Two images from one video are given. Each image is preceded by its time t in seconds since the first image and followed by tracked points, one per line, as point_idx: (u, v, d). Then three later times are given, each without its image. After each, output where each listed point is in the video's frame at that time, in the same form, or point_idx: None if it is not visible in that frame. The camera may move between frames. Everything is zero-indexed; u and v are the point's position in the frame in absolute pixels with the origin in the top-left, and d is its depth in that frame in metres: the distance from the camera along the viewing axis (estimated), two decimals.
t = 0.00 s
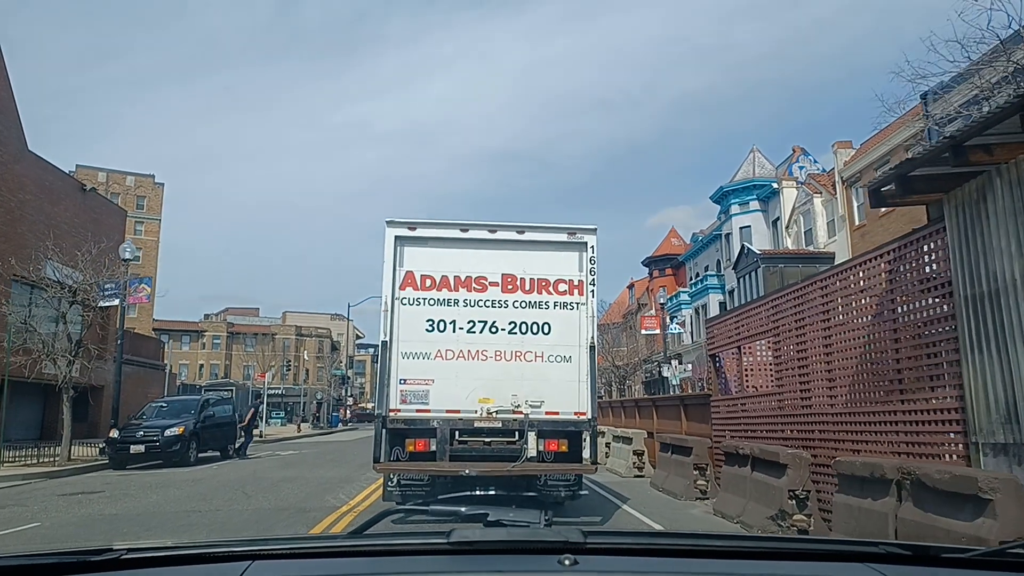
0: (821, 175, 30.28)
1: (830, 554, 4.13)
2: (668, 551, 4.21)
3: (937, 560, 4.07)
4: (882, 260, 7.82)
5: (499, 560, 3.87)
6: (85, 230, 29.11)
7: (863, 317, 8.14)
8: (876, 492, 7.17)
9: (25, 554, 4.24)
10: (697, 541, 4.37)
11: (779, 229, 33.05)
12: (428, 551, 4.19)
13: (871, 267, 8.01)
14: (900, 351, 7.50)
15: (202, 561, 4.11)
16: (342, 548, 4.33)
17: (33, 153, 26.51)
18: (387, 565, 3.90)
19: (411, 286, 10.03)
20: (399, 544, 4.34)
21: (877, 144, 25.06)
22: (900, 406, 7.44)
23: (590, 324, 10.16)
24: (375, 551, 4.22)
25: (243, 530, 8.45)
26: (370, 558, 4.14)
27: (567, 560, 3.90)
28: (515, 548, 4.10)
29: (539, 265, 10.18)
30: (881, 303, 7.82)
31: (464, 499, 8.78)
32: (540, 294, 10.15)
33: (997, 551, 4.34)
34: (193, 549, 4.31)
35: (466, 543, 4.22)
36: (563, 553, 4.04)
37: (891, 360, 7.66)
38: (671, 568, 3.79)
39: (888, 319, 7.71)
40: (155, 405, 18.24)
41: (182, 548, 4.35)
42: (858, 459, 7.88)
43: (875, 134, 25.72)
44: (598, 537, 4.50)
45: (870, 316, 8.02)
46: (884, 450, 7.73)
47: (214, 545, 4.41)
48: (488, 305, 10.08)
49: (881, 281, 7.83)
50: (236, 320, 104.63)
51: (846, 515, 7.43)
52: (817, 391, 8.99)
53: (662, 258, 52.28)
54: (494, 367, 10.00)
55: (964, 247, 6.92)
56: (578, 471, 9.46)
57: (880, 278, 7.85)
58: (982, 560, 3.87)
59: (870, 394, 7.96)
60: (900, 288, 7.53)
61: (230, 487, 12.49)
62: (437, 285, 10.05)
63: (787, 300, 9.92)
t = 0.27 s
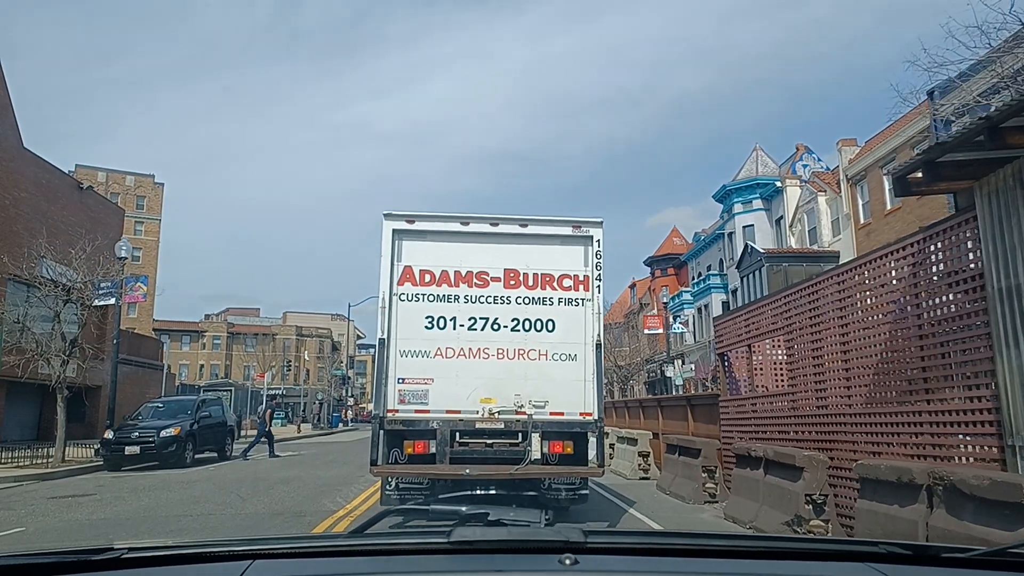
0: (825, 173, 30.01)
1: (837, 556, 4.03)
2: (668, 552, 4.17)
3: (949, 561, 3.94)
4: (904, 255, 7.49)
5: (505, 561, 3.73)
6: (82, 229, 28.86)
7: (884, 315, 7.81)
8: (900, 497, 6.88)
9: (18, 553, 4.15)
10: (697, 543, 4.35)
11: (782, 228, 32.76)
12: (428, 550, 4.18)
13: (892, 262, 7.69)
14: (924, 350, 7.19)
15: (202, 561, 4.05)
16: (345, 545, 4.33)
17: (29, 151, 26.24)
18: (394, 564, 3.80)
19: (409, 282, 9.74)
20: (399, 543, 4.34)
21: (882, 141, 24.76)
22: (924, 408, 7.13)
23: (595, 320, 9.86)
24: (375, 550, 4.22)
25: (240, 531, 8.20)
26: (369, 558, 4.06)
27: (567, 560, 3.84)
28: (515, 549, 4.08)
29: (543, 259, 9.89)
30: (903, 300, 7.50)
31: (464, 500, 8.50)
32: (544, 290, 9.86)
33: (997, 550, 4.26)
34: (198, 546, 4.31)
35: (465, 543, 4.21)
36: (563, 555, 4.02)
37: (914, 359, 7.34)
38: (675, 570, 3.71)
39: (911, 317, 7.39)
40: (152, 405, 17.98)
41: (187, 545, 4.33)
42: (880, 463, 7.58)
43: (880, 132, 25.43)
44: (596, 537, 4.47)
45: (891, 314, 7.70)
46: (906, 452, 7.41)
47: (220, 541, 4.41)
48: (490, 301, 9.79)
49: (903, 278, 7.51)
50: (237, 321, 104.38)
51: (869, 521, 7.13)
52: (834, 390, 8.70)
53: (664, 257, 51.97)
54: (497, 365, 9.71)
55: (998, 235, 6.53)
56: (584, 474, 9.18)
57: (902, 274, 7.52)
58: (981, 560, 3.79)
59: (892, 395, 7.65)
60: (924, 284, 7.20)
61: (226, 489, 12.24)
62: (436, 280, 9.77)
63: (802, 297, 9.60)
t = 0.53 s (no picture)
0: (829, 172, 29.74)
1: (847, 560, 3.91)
2: (671, 553, 4.02)
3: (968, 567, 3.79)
4: (924, 248, 7.26)
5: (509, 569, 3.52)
6: (78, 226, 28.62)
7: (902, 311, 7.58)
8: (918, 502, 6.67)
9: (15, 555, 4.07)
10: (703, 545, 4.18)
11: (785, 227, 32.50)
12: (423, 552, 4.04)
13: (911, 256, 7.46)
14: (943, 347, 6.95)
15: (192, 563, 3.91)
16: (338, 547, 4.19)
17: (25, 147, 25.95)
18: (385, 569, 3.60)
19: (408, 277, 9.48)
20: (397, 543, 4.20)
21: (887, 139, 24.48)
22: (941, 407, 6.89)
23: (600, 316, 9.60)
24: (372, 550, 4.09)
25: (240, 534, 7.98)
26: (364, 560, 3.89)
27: (568, 560, 3.71)
28: (513, 549, 3.92)
29: (546, 254, 9.63)
30: (923, 295, 7.26)
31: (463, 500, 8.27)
32: (547, 285, 9.60)
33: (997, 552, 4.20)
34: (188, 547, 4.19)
35: (463, 543, 4.06)
36: (562, 555, 3.85)
37: (932, 357, 7.10)
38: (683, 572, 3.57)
39: (930, 313, 7.15)
40: (147, 404, 17.72)
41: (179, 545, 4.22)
42: (894, 464, 7.35)
43: (884, 130, 25.14)
44: (596, 537, 4.30)
45: (910, 310, 7.46)
46: (923, 452, 7.12)
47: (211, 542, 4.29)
48: (492, 298, 9.53)
49: (923, 272, 7.27)
50: (236, 320, 104.11)
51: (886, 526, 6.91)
52: (850, 389, 8.42)
53: (666, 257, 51.68)
54: (498, 363, 9.45)
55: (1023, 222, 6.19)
56: (588, 477, 8.89)
57: (922, 268, 7.29)
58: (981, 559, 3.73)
59: (908, 394, 7.42)
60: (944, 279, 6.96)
61: (221, 491, 12.00)
62: (436, 275, 9.51)
63: (816, 293, 9.33)
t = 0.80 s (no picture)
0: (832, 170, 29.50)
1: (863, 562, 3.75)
2: (681, 554, 3.83)
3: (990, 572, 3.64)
4: (944, 241, 7.03)
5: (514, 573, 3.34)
6: (74, 224, 28.38)
7: (919, 307, 7.37)
8: (939, 507, 6.47)
9: (16, 554, 3.98)
10: (713, 545, 3.97)
11: (788, 226, 32.26)
12: (421, 553, 3.83)
13: (930, 249, 7.23)
14: (961, 343, 6.73)
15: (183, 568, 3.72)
16: (334, 548, 3.98)
17: (20, 145, 25.69)
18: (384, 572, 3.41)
19: (406, 273, 9.25)
20: (395, 544, 3.99)
21: (892, 136, 24.24)
22: (962, 407, 6.65)
23: (605, 314, 9.36)
24: (370, 552, 3.90)
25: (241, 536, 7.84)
26: (355, 562, 3.71)
27: (568, 561, 3.54)
28: (515, 551, 3.73)
29: (549, 249, 9.40)
30: (940, 290, 7.05)
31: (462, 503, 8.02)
32: (551, 281, 9.36)
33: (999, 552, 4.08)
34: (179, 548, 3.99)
35: (463, 544, 3.84)
36: (564, 556, 3.65)
37: (950, 353, 6.89)
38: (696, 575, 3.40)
39: (949, 308, 6.93)
40: (143, 405, 17.49)
41: (168, 548, 4.02)
42: (912, 466, 7.13)
43: (888, 126, 24.90)
44: (599, 538, 4.08)
45: (927, 306, 7.24)
46: (944, 453, 6.88)
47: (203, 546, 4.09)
48: (493, 295, 9.29)
49: (941, 267, 7.06)
50: (235, 321, 103.82)
51: (906, 530, 6.75)
52: (865, 388, 8.19)
53: (667, 256, 51.43)
54: (499, 361, 9.20)
55: None
56: (593, 480, 8.65)
57: (939, 263, 7.07)
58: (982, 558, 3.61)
59: (926, 393, 7.19)
60: (962, 273, 6.74)
61: (216, 493, 11.77)
62: (434, 272, 9.27)
63: (829, 289, 9.10)
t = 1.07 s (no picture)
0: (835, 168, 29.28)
1: (876, 562, 3.62)
2: (684, 555, 3.68)
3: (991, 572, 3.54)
4: (963, 235, 6.83)
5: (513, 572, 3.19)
6: (71, 222, 28.18)
7: (934, 304, 7.21)
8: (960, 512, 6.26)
9: None
10: (716, 545, 3.83)
11: (790, 224, 32.08)
12: (415, 552, 3.66)
13: (948, 244, 7.03)
14: (979, 342, 6.57)
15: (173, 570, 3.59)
16: (334, 548, 3.82)
17: (15, 143, 25.48)
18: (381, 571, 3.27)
19: (404, 270, 9.05)
20: (394, 543, 3.83)
21: (895, 134, 24.04)
22: (982, 407, 6.46)
23: (609, 311, 9.16)
24: (370, 552, 3.74)
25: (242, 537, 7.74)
26: (346, 562, 3.54)
27: (568, 560, 3.38)
28: (515, 551, 3.54)
29: (552, 244, 9.21)
30: (957, 287, 6.88)
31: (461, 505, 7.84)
32: (553, 277, 9.17)
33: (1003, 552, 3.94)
34: (173, 549, 3.86)
35: (462, 544, 3.66)
36: (564, 556, 3.49)
37: (967, 353, 6.72)
38: None
39: (965, 306, 6.77)
40: (139, 405, 17.30)
41: (162, 548, 3.88)
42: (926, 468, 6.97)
43: (892, 124, 24.69)
44: (600, 538, 3.91)
45: (944, 304, 7.08)
46: (963, 454, 6.69)
47: (203, 545, 3.97)
48: (493, 292, 9.10)
49: (957, 263, 6.89)
50: (235, 321, 103.63)
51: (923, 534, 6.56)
52: (880, 387, 8.01)
53: (667, 255, 51.24)
54: (500, 360, 9.00)
55: None
56: (597, 483, 8.45)
57: (956, 259, 6.91)
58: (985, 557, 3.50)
59: (942, 393, 7.04)
60: (982, 269, 6.55)
61: (212, 495, 11.60)
62: (433, 268, 9.08)
63: (842, 285, 8.91)
